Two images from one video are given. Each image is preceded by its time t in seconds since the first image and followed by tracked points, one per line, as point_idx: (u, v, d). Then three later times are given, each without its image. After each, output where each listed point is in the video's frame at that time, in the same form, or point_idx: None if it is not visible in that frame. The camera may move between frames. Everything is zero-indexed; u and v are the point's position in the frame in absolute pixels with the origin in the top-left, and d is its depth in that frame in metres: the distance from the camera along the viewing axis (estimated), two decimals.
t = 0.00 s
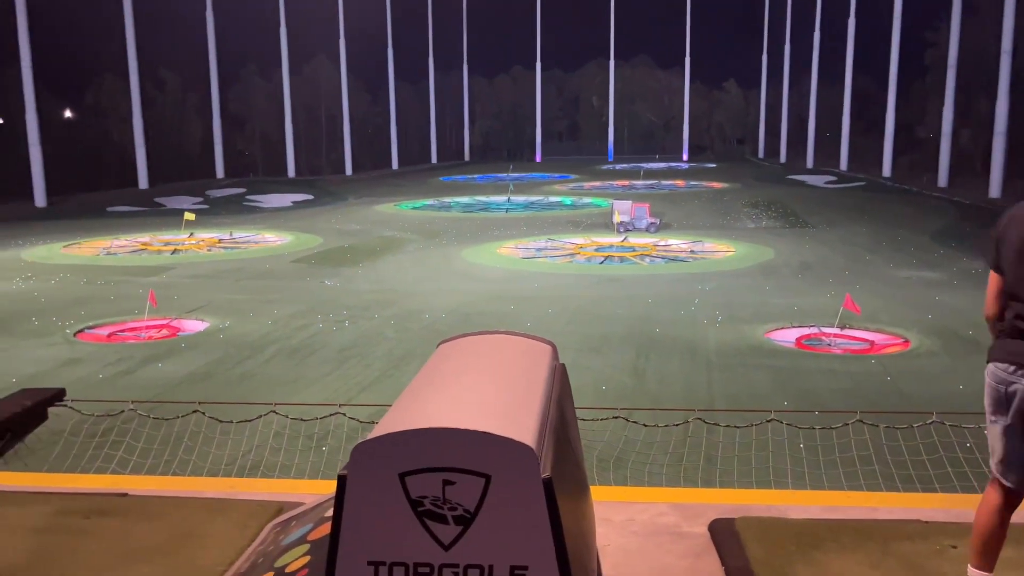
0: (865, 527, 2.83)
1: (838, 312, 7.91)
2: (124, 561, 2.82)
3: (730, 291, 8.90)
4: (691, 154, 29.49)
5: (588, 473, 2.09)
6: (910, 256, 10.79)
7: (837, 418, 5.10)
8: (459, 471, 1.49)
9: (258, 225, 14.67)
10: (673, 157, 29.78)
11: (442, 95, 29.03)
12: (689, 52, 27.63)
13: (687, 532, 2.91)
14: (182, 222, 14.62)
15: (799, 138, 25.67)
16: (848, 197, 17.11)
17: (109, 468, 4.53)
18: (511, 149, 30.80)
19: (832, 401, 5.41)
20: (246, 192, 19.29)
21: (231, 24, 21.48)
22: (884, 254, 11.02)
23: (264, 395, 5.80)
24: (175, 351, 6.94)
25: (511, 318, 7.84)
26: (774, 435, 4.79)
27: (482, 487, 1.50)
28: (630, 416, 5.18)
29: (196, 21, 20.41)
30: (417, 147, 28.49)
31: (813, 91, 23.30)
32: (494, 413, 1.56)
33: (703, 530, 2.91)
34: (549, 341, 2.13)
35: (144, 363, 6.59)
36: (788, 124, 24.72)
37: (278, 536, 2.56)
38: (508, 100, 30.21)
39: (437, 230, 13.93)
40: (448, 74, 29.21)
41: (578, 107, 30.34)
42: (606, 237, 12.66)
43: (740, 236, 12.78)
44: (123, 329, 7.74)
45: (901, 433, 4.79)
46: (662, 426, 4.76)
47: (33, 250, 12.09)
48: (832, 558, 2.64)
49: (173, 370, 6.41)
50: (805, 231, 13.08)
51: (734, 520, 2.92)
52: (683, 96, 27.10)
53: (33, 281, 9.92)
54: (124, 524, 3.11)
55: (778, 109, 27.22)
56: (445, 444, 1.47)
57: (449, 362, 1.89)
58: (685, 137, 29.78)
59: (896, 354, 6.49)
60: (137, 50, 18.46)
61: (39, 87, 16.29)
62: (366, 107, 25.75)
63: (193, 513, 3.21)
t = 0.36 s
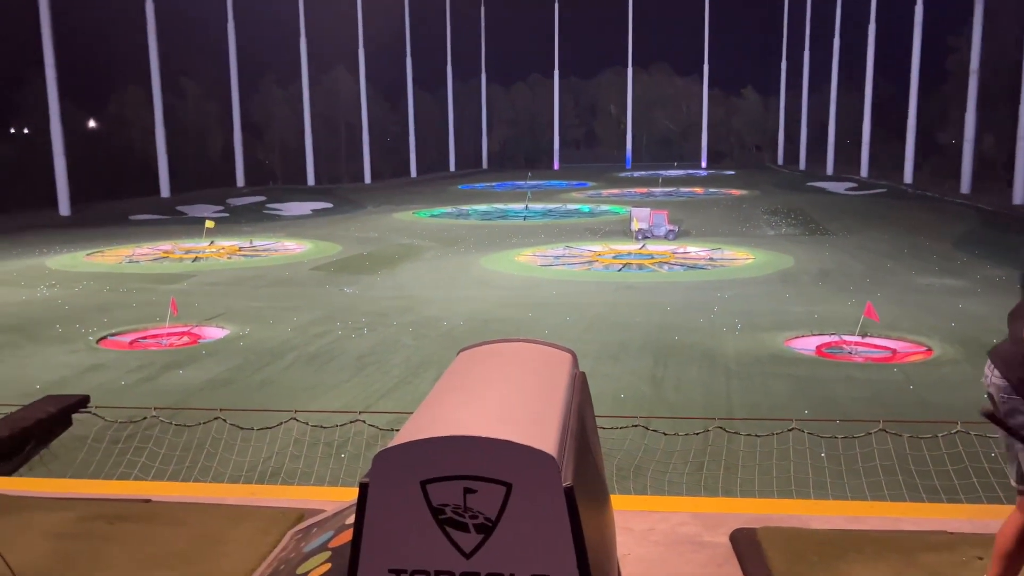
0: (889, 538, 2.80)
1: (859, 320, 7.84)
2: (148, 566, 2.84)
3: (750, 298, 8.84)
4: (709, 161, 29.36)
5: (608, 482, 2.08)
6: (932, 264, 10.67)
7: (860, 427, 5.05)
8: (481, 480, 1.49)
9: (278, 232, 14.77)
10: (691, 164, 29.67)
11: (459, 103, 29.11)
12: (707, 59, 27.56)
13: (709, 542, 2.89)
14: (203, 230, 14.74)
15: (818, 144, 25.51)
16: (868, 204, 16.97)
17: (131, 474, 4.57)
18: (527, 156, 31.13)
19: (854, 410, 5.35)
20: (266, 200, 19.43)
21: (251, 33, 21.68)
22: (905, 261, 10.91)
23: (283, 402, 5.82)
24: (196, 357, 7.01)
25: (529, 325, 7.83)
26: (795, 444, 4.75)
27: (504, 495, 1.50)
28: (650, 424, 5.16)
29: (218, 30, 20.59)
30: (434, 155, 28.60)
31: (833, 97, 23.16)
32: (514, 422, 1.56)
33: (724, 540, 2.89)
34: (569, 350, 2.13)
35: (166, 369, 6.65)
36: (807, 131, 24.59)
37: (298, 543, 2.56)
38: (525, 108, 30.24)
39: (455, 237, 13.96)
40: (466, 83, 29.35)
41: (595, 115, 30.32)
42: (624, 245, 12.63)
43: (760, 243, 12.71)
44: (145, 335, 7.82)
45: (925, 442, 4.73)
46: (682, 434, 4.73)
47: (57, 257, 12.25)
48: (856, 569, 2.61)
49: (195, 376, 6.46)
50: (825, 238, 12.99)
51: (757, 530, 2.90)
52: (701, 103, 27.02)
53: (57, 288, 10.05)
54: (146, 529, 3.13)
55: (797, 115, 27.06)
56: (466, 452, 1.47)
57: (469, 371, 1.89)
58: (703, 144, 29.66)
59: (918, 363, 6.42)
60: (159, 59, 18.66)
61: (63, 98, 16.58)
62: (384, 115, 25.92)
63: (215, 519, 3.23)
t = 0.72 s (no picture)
0: (902, 544, 2.78)
1: (871, 323, 7.79)
2: (159, 569, 2.85)
3: (760, 302, 8.81)
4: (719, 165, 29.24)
5: (619, 488, 2.06)
6: (945, 267, 10.61)
7: (873, 432, 5.02)
8: (493, 484, 1.48)
9: (289, 236, 14.82)
10: (702, 168, 29.54)
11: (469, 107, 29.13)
12: (718, 62, 27.53)
13: (721, 547, 2.87)
14: (215, 233, 14.81)
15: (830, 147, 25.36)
16: (881, 207, 16.87)
17: (143, 476, 4.59)
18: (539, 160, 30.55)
19: (866, 414, 5.32)
20: (277, 204, 19.47)
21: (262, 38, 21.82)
22: (917, 265, 10.84)
23: (295, 405, 5.83)
24: (207, 360, 7.03)
25: (539, 329, 7.83)
26: (807, 448, 4.73)
27: (515, 500, 1.49)
28: (661, 429, 5.14)
29: (229, 35, 20.72)
30: (445, 159, 28.62)
31: (845, 100, 23.07)
32: (528, 427, 1.55)
33: (737, 545, 2.87)
34: (580, 353, 2.12)
35: (178, 372, 6.69)
36: (818, 134, 24.48)
37: (310, 547, 2.56)
38: (536, 111, 30.18)
39: (465, 241, 13.97)
40: (477, 87, 29.39)
41: (605, 118, 30.26)
42: (635, 248, 12.60)
43: (771, 246, 12.66)
44: (157, 338, 7.86)
45: (939, 447, 4.70)
46: (694, 438, 4.71)
47: (71, 261, 12.32)
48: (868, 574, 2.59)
49: (207, 380, 6.49)
50: (836, 242, 12.92)
51: (769, 535, 2.89)
52: (711, 106, 26.97)
53: (70, 291, 10.11)
54: (159, 531, 3.14)
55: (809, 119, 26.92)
56: (477, 457, 1.47)
57: (479, 375, 1.88)
58: (714, 147, 29.55)
59: (930, 367, 6.38)
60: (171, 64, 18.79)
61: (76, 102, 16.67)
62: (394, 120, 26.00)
63: (228, 522, 3.23)
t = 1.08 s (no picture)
0: (912, 548, 2.76)
1: (878, 325, 7.76)
2: (165, 572, 2.85)
3: (766, 304, 8.79)
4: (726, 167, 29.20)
5: (626, 491, 2.05)
6: (953, 268, 10.56)
7: (881, 435, 4.99)
8: (499, 487, 1.48)
9: (295, 239, 14.84)
10: (708, 169, 29.50)
11: (475, 109, 29.14)
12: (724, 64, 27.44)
13: (729, 550, 2.85)
14: (222, 236, 14.84)
15: (837, 148, 25.28)
16: (888, 208, 16.80)
17: (150, 479, 4.60)
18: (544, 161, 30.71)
19: (874, 416, 5.30)
20: (283, 207, 19.51)
21: (268, 40, 21.84)
22: (925, 266, 10.80)
23: (302, 408, 5.84)
24: (214, 363, 7.05)
25: (544, 331, 7.82)
26: (815, 451, 4.71)
27: (521, 503, 1.49)
28: (668, 432, 5.12)
29: (236, 38, 20.76)
30: (451, 161, 28.67)
31: (852, 101, 22.99)
32: (533, 430, 1.55)
33: (744, 548, 2.86)
34: (587, 356, 2.11)
35: (185, 375, 6.70)
36: (825, 135, 24.42)
37: (315, 550, 2.56)
38: (542, 113, 30.17)
39: (471, 243, 13.97)
40: (483, 89, 29.39)
41: (611, 120, 30.23)
42: (641, 250, 12.58)
43: (777, 248, 12.62)
44: (164, 341, 7.87)
45: (949, 450, 4.67)
46: (701, 441, 4.69)
47: (78, 264, 12.35)
48: None
49: (214, 382, 6.50)
50: (843, 243, 12.87)
51: (777, 538, 2.87)
52: (718, 107, 26.90)
53: (78, 294, 10.13)
54: (166, 534, 3.15)
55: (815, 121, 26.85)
56: (483, 460, 1.46)
57: (485, 378, 1.88)
58: (720, 149, 29.52)
59: (938, 368, 6.35)
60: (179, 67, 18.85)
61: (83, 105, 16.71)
62: (401, 122, 26.03)
63: (233, 525, 3.23)
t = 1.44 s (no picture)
0: (907, 547, 2.76)
1: (870, 324, 7.78)
2: None
3: (758, 303, 8.81)
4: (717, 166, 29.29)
5: (621, 492, 2.04)
6: (943, 266, 10.61)
7: (874, 433, 5.01)
8: (494, 491, 1.47)
9: (287, 241, 14.80)
10: (699, 169, 29.59)
11: (466, 110, 29.16)
12: (714, 64, 27.52)
13: (725, 551, 2.85)
14: (213, 239, 14.77)
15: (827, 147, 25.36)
16: (878, 207, 16.87)
17: (141, 484, 4.56)
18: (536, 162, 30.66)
19: (866, 415, 5.31)
20: (275, 209, 19.45)
21: (258, 43, 21.81)
22: (916, 264, 10.84)
23: (294, 410, 5.81)
24: (206, 366, 7.01)
25: (537, 331, 7.81)
26: (808, 449, 4.71)
27: (517, 507, 1.48)
28: (662, 432, 5.12)
29: (226, 40, 20.72)
30: (443, 162, 28.69)
31: (842, 100, 23.08)
32: (528, 433, 1.53)
33: (740, 549, 2.86)
34: (580, 358, 2.10)
35: (177, 378, 6.66)
36: (816, 134, 24.50)
37: (309, 555, 2.54)
38: (534, 114, 30.21)
39: (463, 245, 13.95)
40: (474, 90, 29.42)
41: (603, 120, 30.30)
42: (632, 250, 12.60)
43: (769, 247, 12.65)
44: (155, 345, 7.83)
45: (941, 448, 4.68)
46: (695, 441, 4.69)
47: (68, 268, 12.28)
48: None
49: (206, 385, 6.46)
50: (834, 242, 12.91)
51: (773, 539, 2.87)
52: (709, 108, 26.98)
53: (69, 298, 10.07)
54: (158, 540, 3.12)
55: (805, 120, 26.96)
56: (478, 464, 1.45)
57: (480, 381, 1.87)
58: (711, 148, 29.63)
59: (929, 366, 6.37)
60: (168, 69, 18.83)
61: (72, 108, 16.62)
62: (393, 124, 26.03)
63: (227, 530, 3.21)
